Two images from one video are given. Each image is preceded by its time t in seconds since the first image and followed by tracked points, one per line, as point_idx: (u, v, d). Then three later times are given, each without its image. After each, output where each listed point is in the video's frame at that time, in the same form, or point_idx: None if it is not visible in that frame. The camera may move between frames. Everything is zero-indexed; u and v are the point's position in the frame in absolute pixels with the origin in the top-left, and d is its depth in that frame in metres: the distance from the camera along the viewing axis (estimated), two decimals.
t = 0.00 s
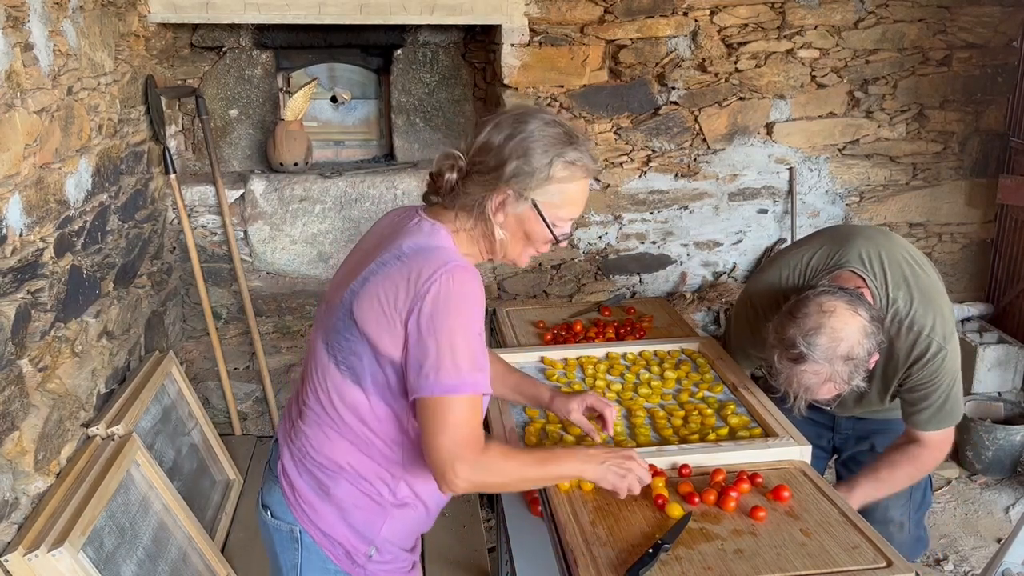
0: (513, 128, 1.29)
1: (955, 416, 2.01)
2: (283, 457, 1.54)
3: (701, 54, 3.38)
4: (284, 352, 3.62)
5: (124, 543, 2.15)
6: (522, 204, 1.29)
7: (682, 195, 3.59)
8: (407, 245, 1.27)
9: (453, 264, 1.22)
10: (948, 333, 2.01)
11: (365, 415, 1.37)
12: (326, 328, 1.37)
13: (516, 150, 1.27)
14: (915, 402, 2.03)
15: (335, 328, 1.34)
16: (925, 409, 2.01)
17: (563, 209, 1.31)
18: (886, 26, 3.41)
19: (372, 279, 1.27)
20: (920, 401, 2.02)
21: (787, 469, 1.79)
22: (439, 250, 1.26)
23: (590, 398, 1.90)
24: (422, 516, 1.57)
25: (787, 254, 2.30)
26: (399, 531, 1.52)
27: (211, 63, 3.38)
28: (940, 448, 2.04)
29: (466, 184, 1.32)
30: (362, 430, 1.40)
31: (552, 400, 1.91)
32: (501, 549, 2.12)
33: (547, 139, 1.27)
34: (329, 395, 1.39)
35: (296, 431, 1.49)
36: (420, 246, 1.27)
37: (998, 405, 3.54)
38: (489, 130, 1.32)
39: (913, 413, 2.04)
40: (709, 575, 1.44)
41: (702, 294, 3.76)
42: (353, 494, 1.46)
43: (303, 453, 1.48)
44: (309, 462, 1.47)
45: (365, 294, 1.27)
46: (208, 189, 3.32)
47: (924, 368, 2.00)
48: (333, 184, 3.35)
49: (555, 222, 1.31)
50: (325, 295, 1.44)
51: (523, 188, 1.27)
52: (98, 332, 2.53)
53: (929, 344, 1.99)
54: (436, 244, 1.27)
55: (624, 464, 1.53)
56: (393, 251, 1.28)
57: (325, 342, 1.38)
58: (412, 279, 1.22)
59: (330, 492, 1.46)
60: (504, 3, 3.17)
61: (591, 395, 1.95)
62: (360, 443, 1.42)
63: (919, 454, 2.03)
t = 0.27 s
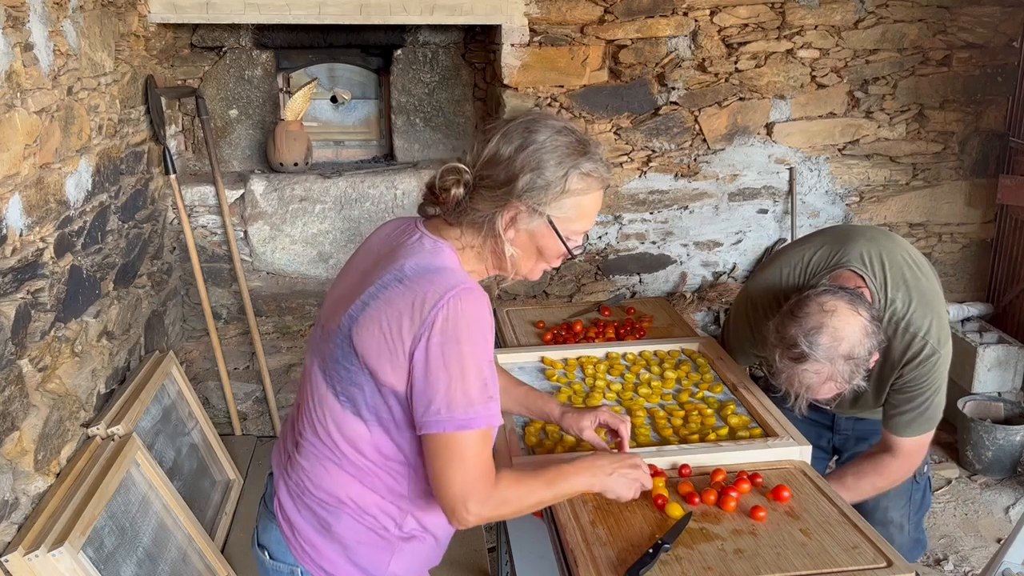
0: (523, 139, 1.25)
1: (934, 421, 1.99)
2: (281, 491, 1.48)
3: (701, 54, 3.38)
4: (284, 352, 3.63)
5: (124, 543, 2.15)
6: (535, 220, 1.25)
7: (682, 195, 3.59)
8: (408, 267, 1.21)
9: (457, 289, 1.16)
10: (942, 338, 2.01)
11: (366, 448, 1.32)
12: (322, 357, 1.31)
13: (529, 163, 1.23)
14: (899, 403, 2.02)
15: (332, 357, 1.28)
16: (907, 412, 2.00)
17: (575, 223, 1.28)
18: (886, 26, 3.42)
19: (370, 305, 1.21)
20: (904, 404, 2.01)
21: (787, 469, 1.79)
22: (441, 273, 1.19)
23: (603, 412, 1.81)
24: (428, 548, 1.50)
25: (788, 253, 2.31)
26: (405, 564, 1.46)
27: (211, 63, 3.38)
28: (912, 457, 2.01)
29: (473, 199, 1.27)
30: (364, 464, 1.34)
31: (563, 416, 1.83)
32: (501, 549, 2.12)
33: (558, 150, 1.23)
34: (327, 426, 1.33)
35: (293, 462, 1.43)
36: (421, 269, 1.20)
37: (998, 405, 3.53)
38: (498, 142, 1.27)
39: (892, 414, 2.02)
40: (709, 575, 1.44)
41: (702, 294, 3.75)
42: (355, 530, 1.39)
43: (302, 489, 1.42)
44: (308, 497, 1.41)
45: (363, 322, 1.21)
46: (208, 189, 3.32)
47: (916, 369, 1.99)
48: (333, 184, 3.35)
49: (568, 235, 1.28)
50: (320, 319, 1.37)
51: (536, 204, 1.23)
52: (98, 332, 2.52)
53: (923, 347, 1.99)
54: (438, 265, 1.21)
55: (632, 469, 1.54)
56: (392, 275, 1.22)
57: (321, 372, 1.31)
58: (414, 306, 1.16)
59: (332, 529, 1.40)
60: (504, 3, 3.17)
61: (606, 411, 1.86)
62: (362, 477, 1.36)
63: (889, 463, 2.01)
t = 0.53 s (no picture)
0: (534, 148, 1.24)
1: (931, 420, 2.01)
2: (282, 503, 1.48)
3: (701, 54, 3.38)
4: (284, 352, 3.63)
5: (124, 543, 2.15)
6: (546, 230, 1.25)
7: (682, 195, 3.59)
8: (407, 277, 1.21)
9: (455, 302, 1.16)
10: (936, 333, 2.01)
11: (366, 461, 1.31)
12: (321, 368, 1.31)
13: (541, 173, 1.22)
14: (895, 401, 2.03)
15: (330, 369, 1.28)
16: (903, 410, 2.01)
17: (586, 232, 1.29)
18: (886, 26, 3.42)
19: (369, 316, 1.20)
20: (900, 402, 2.02)
21: (788, 469, 1.79)
22: (439, 284, 1.19)
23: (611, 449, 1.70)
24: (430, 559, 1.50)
25: (783, 252, 2.31)
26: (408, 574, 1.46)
27: (211, 63, 3.38)
28: (914, 454, 2.03)
29: (484, 208, 1.26)
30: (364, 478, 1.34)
31: (570, 448, 1.73)
32: (501, 548, 2.12)
33: (569, 159, 1.23)
34: (326, 439, 1.33)
35: (294, 473, 1.43)
36: (419, 280, 1.20)
37: (998, 405, 3.53)
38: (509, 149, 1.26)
39: (889, 413, 2.04)
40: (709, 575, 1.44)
41: (702, 294, 3.75)
42: (357, 541, 1.40)
43: (303, 501, 1.42)
44: (309, 510, 1.42)
45: (361, 335, 1.20)
46: (208, 189, 3.32)
47: (910, 367, 2.00)
48: (333, 184, 3.35)
49: (579, 244, 1.29)
50: (319, 329, 1.36)
51: (548, 215, 1.23)
52: (98, 332, 2.52)
53: (916, 343, 1.99)
54: (437, 276, 1.20)
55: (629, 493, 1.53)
56: (390, 287, 1.21)
57: (320, 384, 1.31)
58: (412, 319, 1.16)
59: (333, 541, 1.40)
60: (504, 3, 3.17)
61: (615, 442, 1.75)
62: (362, 490, 1.36)
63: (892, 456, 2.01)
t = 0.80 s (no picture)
0: (539, 144, 1.24)
1: (953, 413, 2.03)
2: (282, 497, 1.49)
3: (701, 54, 3.38)
4: (284, 352, 3.63)
5: (124, 543, 2.15)
6: (549, 227, 1.25)
7: (682, 195, 3.59)
8: (405, 273, 1.21)
9: (450, 298, 1.15)
10: (938, 331, 2.01)
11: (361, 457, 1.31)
12: (319, 363, 1.31)
13: (545, 170, 1.22)
14: (911, 398, 2.05)
15: (328, 364, 1.28)
16: (924, 405, 2.03)
17: (589, 230, 1.28)
18: (886, 26, 3.41)
19: (365, 311, 1.21)
20: (916, 398, 2.04)
21: (788, 469, 1.79)
22: (435, 281, 1.18)
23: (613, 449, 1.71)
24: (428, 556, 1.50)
25: (781, 253, 2.31)
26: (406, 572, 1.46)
27: (211, 63, 3.38)
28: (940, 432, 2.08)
29: (488, 204, 1.26)
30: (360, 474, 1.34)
31: (573, 447, 1.73)
32: (501, 548, 2.12)
33: (573, 156, 1.23)
34: (323, 434, 1.33)
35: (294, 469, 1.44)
36: (416, 277, 1.20)
37: (998, 405, 3.52)
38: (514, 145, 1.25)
39: (913, 410, 2.06)
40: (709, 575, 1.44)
41: (702, 294, 3.75)
42: (354, 537, 1.40)
43: (302, 496, 1.43)
44: (308, 505, 1.42)
45: (357, 329, 1.20)
46: (208, 189, 3.32)
47: (918, 365, 2.00)
48: (333, 184, 3.35)
49: (582, 242, 1.29)
50: (322, 324, 1.37)
51: (552, 211, 1.23)
52: (98, 332, 2.52)
53: (919, 342, 1.99)
54: (433, 273, 1.20)
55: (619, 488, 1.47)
56: (387, 283, 1.21)
57: (318, 379, 1.31)
58: (406, 314, 1.16)
59: (331, 536, 1.40)
60: (504, 4, 3.17)
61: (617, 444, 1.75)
62: (359, 486, 1.36)
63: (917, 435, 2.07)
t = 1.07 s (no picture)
0: (537, 145, 1.24)
1: (965, 416, 2.00)
2: (279, 500, 1.49)
3: (701, 54, 3.38)
4: (284, 352, 3.63)
5: (124, 543, 2.15)
6: (547, 227, 1.25)
7: (682, 195, 3.59)
8: (396, 273, 1.21)
9: (438, 297, 1.15)
10: (947, 332, 2.01)
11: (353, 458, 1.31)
12: (313, 365, 1.32)
13: (544, 169, 1.22)
14: (925, 404, 2.03)
15: (320, 365, 1.28)
16: (938, 412, 2.01)
17: (588, 230, 1.29)
18: (887, 26, 3.41)
19: (357, 312, 1.21)
20: (930, 403, 2.02)
21: (788, 469, 1.79)
22: (424, 280, 1.18)
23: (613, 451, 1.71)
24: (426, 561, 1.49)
25: (786, 254, 2.31)
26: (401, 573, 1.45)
27: (211, 63, 3.38)
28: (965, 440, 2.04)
29: (485, 204, 1.25)
30: (353, 475, 1.34)
31: (573, 455, 1.72)
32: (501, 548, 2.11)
33: (572, 156, 1.23)
34: (315, 435, 1.34)
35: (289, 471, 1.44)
36: (406, 276, 1.20)
37: (998, 405, 3.55)
38: (511, 144, 1.25)
39: (927, 416, 2.04)
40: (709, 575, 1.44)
41: (702, 294, 3.75)
42: (347, 539, 1.40)
43: (297, 498, 1.43)
44: (303, 508, 1.42)
45: (347, 329, 1.21)
46: (208, 189, 3.31)
47: (928, 368, 1.99)
48: (333, 184, 3.35)
49: (581, 242, 1.29)
50: (317, 326, 1.38)
51: (550, 211, 1.23)
52: (98, 332, 2.52)
53: (927, 343, 1.99)
54: (424, 273, 1.20)
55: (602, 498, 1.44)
56: (378, 283, 1.22)
57: (311, 380, 1.32)
58: (395, 313, 1.16)
59: (326, 539, 1.40)
60: (504, 4, 3.17)
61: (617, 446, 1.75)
62: (352, 487, 1.36)
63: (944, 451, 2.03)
